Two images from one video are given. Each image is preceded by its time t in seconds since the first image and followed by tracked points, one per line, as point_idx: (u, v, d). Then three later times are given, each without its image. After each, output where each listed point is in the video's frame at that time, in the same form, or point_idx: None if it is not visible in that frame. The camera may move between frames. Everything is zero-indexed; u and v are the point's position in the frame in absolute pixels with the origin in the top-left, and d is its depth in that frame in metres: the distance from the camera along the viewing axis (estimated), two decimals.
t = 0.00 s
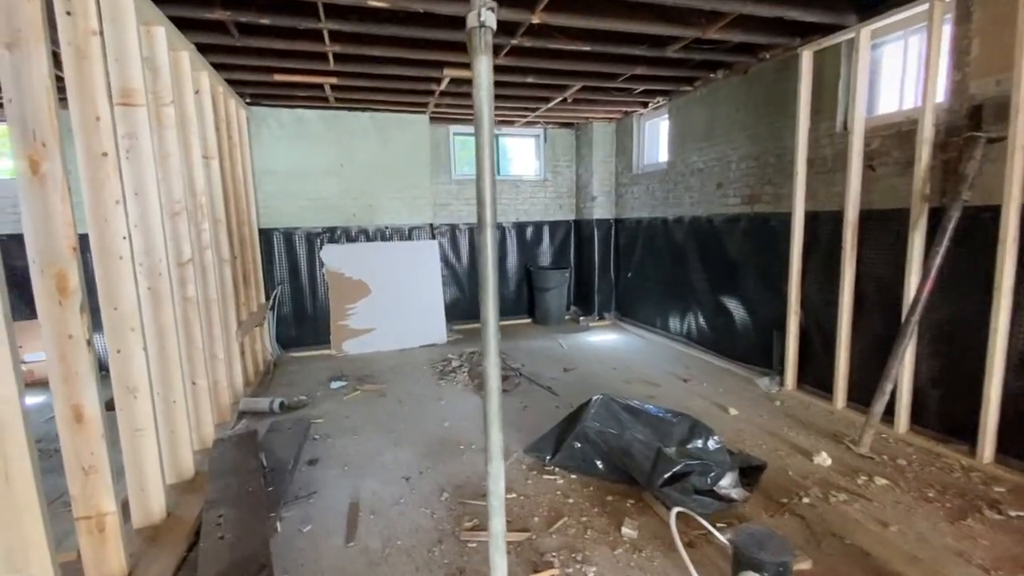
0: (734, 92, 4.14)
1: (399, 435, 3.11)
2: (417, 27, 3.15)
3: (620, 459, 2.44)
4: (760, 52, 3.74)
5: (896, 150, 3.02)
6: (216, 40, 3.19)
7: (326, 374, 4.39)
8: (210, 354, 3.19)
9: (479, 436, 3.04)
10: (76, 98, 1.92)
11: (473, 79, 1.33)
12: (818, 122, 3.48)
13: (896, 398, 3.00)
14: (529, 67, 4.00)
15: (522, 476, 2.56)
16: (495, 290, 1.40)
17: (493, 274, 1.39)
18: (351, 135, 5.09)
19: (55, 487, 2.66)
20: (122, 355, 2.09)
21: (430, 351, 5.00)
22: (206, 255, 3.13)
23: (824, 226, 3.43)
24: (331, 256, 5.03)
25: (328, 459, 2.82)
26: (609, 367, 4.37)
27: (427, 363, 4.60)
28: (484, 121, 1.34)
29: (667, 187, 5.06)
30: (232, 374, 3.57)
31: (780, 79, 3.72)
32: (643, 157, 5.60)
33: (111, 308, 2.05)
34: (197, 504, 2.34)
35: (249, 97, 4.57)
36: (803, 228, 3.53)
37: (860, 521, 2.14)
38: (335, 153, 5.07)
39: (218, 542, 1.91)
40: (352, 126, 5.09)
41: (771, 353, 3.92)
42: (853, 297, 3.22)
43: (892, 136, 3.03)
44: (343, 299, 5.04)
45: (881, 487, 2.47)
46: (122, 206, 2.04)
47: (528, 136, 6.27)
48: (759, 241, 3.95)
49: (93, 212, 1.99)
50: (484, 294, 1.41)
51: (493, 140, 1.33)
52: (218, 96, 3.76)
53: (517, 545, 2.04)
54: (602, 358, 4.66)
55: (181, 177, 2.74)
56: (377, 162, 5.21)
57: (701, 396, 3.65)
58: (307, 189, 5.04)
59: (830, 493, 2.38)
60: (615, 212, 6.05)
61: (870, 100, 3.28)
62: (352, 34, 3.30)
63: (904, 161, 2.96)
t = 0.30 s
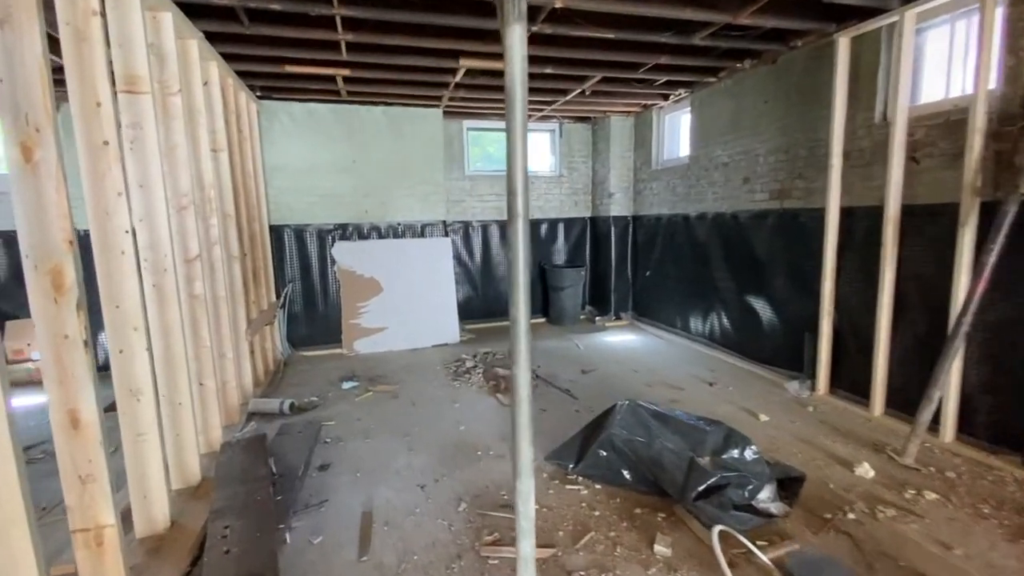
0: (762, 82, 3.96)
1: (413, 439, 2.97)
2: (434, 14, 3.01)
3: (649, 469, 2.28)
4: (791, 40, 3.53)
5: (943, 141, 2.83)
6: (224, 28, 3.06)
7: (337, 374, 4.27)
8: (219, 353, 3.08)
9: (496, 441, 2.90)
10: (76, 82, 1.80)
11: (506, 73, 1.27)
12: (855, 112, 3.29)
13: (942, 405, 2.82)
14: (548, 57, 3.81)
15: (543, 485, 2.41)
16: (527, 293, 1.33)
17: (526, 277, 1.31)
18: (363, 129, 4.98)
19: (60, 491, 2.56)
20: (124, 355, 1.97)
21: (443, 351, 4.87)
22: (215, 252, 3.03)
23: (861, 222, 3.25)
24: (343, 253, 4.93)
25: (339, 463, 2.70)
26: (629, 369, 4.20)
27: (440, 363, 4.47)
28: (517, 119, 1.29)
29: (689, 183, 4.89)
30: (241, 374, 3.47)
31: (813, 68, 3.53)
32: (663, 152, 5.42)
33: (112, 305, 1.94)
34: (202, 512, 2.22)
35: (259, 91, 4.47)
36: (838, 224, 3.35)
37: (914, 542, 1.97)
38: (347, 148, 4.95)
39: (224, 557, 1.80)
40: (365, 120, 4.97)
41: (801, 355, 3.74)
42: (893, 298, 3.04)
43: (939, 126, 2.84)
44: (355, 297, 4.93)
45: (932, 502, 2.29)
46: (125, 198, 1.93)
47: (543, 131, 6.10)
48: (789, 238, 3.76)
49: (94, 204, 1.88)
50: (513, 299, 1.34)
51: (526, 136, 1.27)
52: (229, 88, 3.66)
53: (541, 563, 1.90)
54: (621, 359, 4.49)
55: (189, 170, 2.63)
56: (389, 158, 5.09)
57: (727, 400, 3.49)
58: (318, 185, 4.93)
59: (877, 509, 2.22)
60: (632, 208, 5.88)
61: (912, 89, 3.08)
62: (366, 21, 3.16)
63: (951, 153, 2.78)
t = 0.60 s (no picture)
0: (794, 73, 3.73)
1: (424, 450, 2.81)
2: None
3: (682, 491, 2.10)
4: (827, 27, 3.33)
5: (1000, 133, 2.60)
6: (228, 16, 2.88)
7: (345, 379, 4.12)
8: (221, 358, 2.94)
9: (512, 454, 2.72)
10: (60, 68, 1.65)
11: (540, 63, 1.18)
12: (898, 104, 3.06)
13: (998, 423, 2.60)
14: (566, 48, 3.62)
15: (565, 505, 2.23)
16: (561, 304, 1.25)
17: (558, 284, 1.23)
18: (373, 125, 4.82)
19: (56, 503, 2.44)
20: (114, 365, 1.83)
21: (455, 354, 4.71)
22: (217, 252, 2.89)
23: (905, 222, 3.01)
24: (352, 253, 4.78)
25: (346, 477, 2.54)
26: (649, 375, 3.99)
27: (452, 368, 4.31)
28: (550, 113, 1.20)
29: (712, 180, 4.67)
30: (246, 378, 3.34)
31: (851, 56, 3.30)
32: (683, 148, 5.21)
33: (100, 311, 1.79)
34: (199, 532, 2.08)
35: (267, 85, 4.32)
36: (879, 223, 3.12)
37: None
38: (356, 144, 4.80)
39: None
40: (375, 116, 4.81)
41: (836, 363, 3.52)
42: (941, 304, 2.81)
43: (995, 117, 2.61)
44: (364, 298, 4.78)
45: (995, 530, 2.07)
46: (114, 194, 1.77)
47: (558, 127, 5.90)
48: (823, 238, 3.54)
49: (81, 201, 1.73)
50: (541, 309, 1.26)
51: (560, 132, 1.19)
52: (234, 81, 3.52)
53: None
54: (640, 364, 4.28)
55: (189, 166, 2.49)
56: (400, 154, 4.93)
57: (757, 411, 3.28)
58: (326, 182, 4.79)
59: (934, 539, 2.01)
60: (651, 207, 5.67)
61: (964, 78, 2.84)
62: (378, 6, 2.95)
63: (1010, 146, 2.54)
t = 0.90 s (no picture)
0: (823, 66, 3.54)
1: (432, 463, 2.67)
2: None
3: (712, 517, 1.94)
4: (862, 15, 3.10)
5: None
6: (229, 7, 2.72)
7: (352, 384, 4.00)
8: (222, 365, 2.82)
9: (525, 470, 2.58)
10: (43, 60, 1.54)
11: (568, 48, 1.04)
12: (939, 98, 2.86)
13: None
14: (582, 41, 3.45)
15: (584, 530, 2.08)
16: (590, 322, 1.12)
17: (587, 295, 1.09)
18: (382, 123, 4.69)
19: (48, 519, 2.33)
20: (102, 378, 1.71)
21: (464, 359, 4.57)
22: (219, 255, 2.78)
23: (945, 224, 2.82)
24: (360, 255, 4.66)
25: (350, 493, 2.41)
26: (668, 383, 3.81)
27: (461, 373, 4.17)
28: (582, 105, 1.05)
29: (733, 179, 4.49)
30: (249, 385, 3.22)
31: (886, 47, 3.10)
32: (702, 146, 5.02)
33: (87, 320, 1.67)
34: (194, 555, 1.95)
35: (273, 82, 4.21)
36: (917, 225, 2.93)
37: None
38: (364, 143, 4.68)
39: None
40: (383, 114, 4.69)
41: (868, 374, 3.33)
42: (986, 312, 2.62)
43: None
44: (372, 300, 4.66)
45: None
46: (101, 195, 1.65)
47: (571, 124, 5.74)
48: (853, 241, 3.35)
49: (66, 203, 1.61)
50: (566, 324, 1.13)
51: (593, 128, 1.04)
52: (238, 77, 3.40)
53: None
54: (658, 372, 4.10)
55: (188, 166, 2.37)
56: (409, 153, 4.80)
57: (784, 425, 3.09)
58: (334, 182, 4.67)
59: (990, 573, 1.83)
60: (667, 207, 5.49)
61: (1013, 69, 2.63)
62: None
63: None
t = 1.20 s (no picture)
0: (848, 60, 3.41)
1: (442, 471, 2.59)
2: None
3: (737, 534, 1.84)
4: (890, 7, 3.01)
5: None
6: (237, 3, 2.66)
7: (359, 387, 3.92)
8: (227, 368, 2.76)
9: (538, 480, 2.48)
10: (37, 54, 1.47)
11: (602, 37, 0.95)
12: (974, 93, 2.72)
13: None
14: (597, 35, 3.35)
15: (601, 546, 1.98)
16: (623, 330, 1.04)
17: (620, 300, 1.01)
18: (391, 121, 4.62)
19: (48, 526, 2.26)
20: (100, 386, 1.64)
21: (474, 361, 4.48)
22: (224, 256, 2.71)
23: (980, 225, 2.68)
24: (368, 255, 4.59)
25: (357, 502, 2.33)
26: (683, 389, 3.70)
27: (471, 376, 4.09)
28: (615, 99, 0.96)
29: (750, 178, 4.36)
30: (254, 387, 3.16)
31: (916, 40, 2.97)
32: (717, 144, 4.90)
33: (84, 325, 1.60)
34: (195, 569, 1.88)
35: (280, 79, 4.14)
36: (948, 226, 2.80)
37: None
38: (373, 141, 4.60)
39: None
40: (392, 111, 4.61)
41: (895, 380, 3.20)
42: None
43: None
44: (380, 301, 4.58)
45: None
46: (99, 195, 1.58)
47: (582, 122, 5.63)
48: (879, 242, 3.22)
49: (61, 202, 1.54)
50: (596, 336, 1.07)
51: (628, 127, 0.95)
52: (245, 74, 3.33)
53: None
54: (673, 376, 3.99)
55: (192, 164, 2.30)
56: (419, 152, 4.72)
57: (807, 434, 2.97)
58: (341, 181, 4.60)
59: None
60: (681, 206, 5.38)
61: None
62: None
63: None
